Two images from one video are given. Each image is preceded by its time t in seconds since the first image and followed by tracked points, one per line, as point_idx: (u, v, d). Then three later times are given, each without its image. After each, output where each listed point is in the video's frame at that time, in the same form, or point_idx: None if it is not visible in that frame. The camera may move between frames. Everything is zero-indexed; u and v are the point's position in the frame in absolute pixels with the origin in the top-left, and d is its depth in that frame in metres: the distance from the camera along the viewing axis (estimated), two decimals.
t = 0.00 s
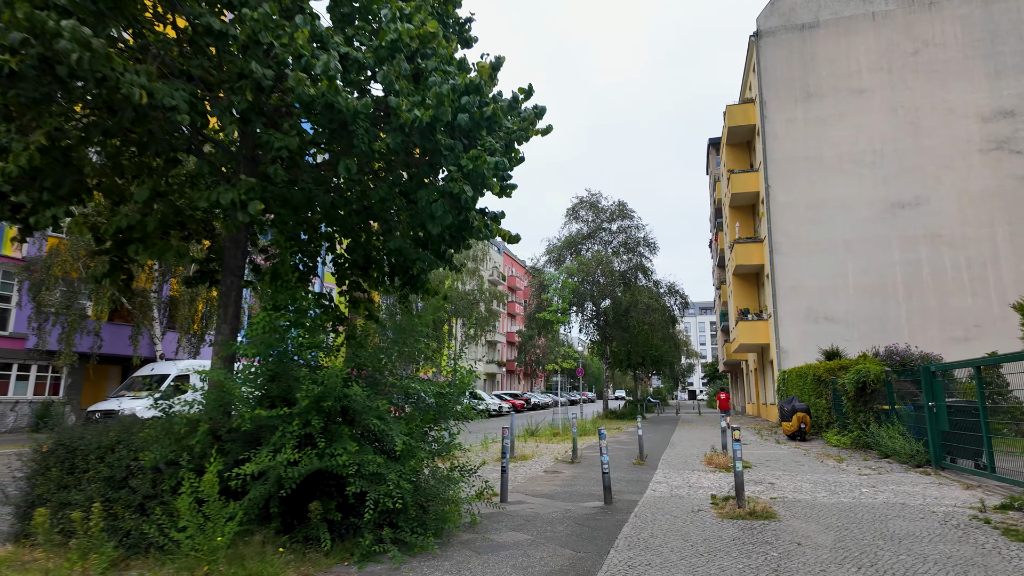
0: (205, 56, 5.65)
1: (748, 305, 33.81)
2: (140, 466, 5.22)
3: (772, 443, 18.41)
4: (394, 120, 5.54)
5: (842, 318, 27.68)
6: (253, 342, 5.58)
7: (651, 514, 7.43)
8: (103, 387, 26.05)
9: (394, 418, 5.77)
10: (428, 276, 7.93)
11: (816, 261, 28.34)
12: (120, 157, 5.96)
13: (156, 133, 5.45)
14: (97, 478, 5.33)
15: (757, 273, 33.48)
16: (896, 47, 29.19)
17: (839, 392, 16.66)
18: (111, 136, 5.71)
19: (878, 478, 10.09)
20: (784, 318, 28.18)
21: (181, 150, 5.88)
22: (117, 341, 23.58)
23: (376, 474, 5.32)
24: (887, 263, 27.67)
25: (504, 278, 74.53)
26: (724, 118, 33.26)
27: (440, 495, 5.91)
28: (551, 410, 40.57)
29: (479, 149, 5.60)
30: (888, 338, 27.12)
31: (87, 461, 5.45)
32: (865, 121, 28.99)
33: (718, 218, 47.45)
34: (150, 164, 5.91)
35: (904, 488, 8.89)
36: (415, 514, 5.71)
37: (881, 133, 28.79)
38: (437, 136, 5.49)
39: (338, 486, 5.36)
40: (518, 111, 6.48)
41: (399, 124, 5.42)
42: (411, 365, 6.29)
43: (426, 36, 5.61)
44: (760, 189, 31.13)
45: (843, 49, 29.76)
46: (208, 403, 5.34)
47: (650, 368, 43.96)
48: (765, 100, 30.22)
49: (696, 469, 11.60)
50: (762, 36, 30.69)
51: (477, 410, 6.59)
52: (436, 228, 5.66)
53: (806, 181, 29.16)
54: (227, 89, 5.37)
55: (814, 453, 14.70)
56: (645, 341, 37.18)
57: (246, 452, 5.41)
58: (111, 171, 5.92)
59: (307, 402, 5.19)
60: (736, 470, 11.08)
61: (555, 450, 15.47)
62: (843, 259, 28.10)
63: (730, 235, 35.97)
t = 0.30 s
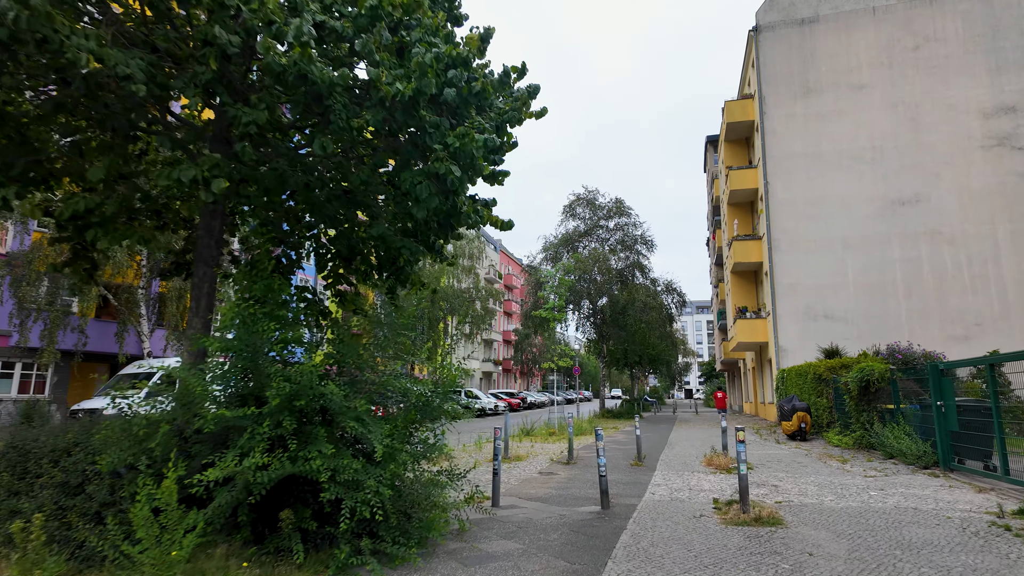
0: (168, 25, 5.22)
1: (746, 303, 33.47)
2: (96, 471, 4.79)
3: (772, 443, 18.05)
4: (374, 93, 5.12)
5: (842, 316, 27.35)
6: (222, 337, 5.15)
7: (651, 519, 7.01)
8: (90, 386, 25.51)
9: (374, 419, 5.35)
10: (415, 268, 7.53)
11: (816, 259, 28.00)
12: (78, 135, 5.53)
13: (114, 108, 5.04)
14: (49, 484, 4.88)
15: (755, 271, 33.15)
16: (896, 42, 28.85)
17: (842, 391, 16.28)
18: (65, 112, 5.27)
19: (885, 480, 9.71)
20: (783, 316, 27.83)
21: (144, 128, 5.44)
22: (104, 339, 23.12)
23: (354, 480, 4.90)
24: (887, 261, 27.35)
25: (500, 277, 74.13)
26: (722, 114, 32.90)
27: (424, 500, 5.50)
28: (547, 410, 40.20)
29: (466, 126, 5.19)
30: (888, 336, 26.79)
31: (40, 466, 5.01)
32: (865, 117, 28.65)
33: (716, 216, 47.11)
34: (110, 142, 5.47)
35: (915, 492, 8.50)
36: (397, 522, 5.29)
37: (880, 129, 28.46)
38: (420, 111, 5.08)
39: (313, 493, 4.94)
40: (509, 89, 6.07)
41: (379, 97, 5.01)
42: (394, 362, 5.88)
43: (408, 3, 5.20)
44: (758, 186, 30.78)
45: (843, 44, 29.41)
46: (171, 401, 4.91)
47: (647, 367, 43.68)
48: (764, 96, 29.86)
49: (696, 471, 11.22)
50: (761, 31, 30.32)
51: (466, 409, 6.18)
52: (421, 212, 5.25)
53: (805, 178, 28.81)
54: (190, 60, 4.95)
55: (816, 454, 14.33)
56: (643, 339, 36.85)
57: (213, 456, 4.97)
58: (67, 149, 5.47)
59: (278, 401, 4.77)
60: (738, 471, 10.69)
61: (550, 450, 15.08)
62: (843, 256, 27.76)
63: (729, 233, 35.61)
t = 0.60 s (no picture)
0: None
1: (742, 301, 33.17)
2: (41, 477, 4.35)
3: (770, 442, 17.72)
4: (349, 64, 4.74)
5: (839, 314, 27.06)
6: (182, 330, 4.73)
7: (649, 525, 6.61)
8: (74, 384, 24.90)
9: (351, 419, 4.95)
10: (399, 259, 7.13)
11: (813, 256, 27.69)
12: (25, 109, 5.12)
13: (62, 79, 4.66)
14: None
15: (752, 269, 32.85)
16: (895, 38, 28.55)
17: (842, 390, 15.95)
18: (10, 85, 4.91)
19: (889, 482, 9.37)
20: (780, 314, 27.50)
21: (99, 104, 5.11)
22: (85, 335, 22.58)
23: (325, 486, 4.51)
24: (885, 258, 27.08)
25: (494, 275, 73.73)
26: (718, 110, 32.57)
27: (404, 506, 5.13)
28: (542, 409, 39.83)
29: (450, 101, 4.82)
30: (886, 335, 26.52)
31: None
32: (863, 113, 28.37)
33: (712, 214, 46.86)
34: (60, 118, 5.07)
35: (923, 495, 8.14)
36: (374, 530, 4.90)
37: (878, 125, 28.18)
38: (399, 84, 4.70)
39: (280, 500, 4.52)
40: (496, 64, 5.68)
41: (353, 67, 4.62)
42: (375, 358, 5.51)
43: None
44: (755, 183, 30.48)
45: (841, 39, 29.11)
46: (122, 399, 4.53)
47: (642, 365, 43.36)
48: (761, 92, 29.54)
49: (694, 472, 10.85)
50: (758, 26, 29.99)
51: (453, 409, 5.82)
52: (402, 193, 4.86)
53: (802, 174, 28.50)
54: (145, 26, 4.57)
55: (816, 454, 13.97)
56: (638, 338, 36.52)
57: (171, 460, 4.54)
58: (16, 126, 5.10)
59: (242, 400, 4.36)
60: (738, 473, 10.33)
61: (544, 450, 14.66)
62: (840, 254, 27.47)
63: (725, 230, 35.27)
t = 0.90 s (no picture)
0: None
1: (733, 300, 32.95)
2: None
3: (762, 443, 17.41)
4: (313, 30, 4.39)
5: (831, 313, 26.85)
6: (123, 326, 4.26)
7: (642, 535, 6.19)
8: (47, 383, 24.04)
9: (314, 423, 4.51)
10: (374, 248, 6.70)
11: (805, 255, 27.48)
12: None
13: None
14: None
15: (743, 267, 32.61)
16: (886, 35, 28.40)
17: (836, 389, 15.66)
18: None
19: (888, 485, 9.05)
20: (772, 313, 27.27)
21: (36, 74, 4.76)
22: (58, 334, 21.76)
23: (282, 497, 4.07)
24: (877, 256, 26.91)
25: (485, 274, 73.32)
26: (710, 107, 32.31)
27: (375, 519, 4.67)
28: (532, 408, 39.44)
29: (424, 72, 4.40)
30: (878, 333, 26.34)
31: None
32: (855, 111, 28.20)
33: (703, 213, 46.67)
34: None
35: (924, 499, 7.80)
36: (340, 545, 4.46)
37: (870, 123, 28.04)
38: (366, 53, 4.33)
39: (231, 514, 4.06)
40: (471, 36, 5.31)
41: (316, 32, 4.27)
42: (343, 355, 5.05)
43: None
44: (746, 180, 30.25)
45: (833, 36, 28.92)
46: (47, 401, 4.00)
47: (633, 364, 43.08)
48: (753, 89, 29.31)
49: (686, 474, 10.49)
50: (749, 22, 29.74)
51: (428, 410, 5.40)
52: (369, 173, 4.52)
53: (794, 172, 28.29)
54: None
55: (811, 455, 13.63)
56: (629, 337, 36.24)
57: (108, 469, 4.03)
58: None
59: (187, 403, 3.92)
60: (732, 476, 9.95)
61: (532, 452, 14.24)
62: (832, 252, 27.28)
63: (716, 228, 35.01)
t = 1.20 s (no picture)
0: None
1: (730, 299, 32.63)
2: None
3: (761, 443, 17.07)
4: None
5: (829, 312, 26.55)
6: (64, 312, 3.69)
7: (642, 542, 5.78)
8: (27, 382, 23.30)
9: (284, 424, 4.09)
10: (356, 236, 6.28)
11: (803, 253, 27.16)
12: None
13: None
14: None
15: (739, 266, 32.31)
16: (885, 31, 28.11)
17: (837, 388, 15.31)
18: None
19: (896, 488, 8.68)
20: (769, 311, 26.96)
21: None
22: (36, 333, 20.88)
23: (245, 507, 3.63)
24: (875, 254, 26.62)
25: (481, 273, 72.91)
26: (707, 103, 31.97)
27: (354, 527, 4.25)
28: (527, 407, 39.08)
29: (405, 36, 3.98)
30: (876, 332, 26.05)
31: None
32: (852, 107, 27.91)
33: (700, 211, 46.37)
34: None
35: (937, 503, 7.43)
36: (312, 560, 4.04)
37: (868, 119, 27.74)
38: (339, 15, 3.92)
39: (187, 526, 3.63)
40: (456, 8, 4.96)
41: None
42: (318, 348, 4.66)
43: None
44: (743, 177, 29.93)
45: (831, 32, 28.62)
46: None
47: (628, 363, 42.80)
48: (750, 85, 28.99)
49: (686, 476, 10.13)
50: (747, 18, 29.43)
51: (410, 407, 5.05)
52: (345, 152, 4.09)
53: (792, 169, 27.97)
54: None
55: (813, 455, 13.28)
56: (625, 336, 35.89)
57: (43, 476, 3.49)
58: None
59: (136, 402, 3.49)
60: (735, 478, 9.58)
61: (526, 453, 13.83)
62: (830, 250, 26.98)
63: (713, 226, 34.68)
